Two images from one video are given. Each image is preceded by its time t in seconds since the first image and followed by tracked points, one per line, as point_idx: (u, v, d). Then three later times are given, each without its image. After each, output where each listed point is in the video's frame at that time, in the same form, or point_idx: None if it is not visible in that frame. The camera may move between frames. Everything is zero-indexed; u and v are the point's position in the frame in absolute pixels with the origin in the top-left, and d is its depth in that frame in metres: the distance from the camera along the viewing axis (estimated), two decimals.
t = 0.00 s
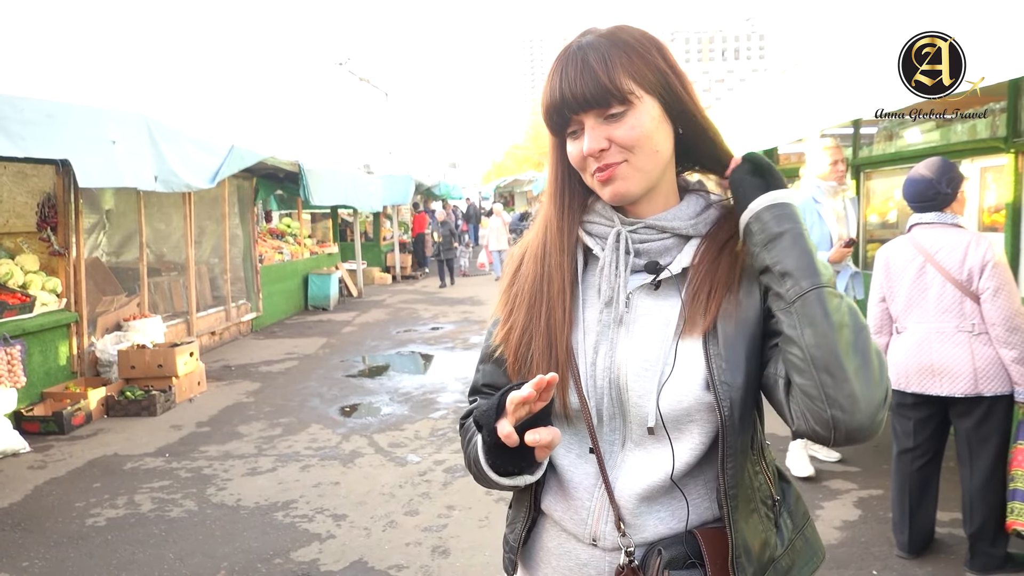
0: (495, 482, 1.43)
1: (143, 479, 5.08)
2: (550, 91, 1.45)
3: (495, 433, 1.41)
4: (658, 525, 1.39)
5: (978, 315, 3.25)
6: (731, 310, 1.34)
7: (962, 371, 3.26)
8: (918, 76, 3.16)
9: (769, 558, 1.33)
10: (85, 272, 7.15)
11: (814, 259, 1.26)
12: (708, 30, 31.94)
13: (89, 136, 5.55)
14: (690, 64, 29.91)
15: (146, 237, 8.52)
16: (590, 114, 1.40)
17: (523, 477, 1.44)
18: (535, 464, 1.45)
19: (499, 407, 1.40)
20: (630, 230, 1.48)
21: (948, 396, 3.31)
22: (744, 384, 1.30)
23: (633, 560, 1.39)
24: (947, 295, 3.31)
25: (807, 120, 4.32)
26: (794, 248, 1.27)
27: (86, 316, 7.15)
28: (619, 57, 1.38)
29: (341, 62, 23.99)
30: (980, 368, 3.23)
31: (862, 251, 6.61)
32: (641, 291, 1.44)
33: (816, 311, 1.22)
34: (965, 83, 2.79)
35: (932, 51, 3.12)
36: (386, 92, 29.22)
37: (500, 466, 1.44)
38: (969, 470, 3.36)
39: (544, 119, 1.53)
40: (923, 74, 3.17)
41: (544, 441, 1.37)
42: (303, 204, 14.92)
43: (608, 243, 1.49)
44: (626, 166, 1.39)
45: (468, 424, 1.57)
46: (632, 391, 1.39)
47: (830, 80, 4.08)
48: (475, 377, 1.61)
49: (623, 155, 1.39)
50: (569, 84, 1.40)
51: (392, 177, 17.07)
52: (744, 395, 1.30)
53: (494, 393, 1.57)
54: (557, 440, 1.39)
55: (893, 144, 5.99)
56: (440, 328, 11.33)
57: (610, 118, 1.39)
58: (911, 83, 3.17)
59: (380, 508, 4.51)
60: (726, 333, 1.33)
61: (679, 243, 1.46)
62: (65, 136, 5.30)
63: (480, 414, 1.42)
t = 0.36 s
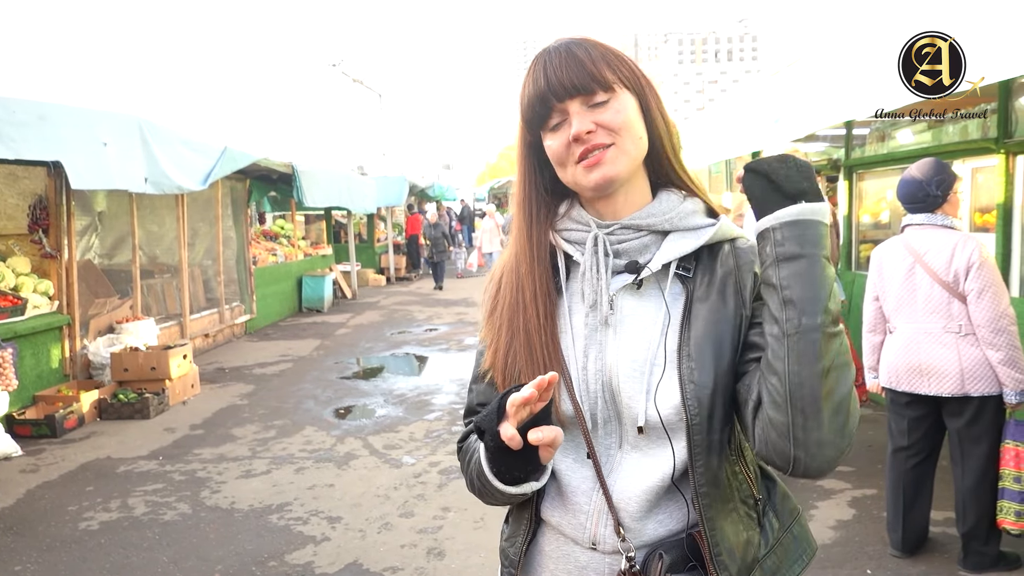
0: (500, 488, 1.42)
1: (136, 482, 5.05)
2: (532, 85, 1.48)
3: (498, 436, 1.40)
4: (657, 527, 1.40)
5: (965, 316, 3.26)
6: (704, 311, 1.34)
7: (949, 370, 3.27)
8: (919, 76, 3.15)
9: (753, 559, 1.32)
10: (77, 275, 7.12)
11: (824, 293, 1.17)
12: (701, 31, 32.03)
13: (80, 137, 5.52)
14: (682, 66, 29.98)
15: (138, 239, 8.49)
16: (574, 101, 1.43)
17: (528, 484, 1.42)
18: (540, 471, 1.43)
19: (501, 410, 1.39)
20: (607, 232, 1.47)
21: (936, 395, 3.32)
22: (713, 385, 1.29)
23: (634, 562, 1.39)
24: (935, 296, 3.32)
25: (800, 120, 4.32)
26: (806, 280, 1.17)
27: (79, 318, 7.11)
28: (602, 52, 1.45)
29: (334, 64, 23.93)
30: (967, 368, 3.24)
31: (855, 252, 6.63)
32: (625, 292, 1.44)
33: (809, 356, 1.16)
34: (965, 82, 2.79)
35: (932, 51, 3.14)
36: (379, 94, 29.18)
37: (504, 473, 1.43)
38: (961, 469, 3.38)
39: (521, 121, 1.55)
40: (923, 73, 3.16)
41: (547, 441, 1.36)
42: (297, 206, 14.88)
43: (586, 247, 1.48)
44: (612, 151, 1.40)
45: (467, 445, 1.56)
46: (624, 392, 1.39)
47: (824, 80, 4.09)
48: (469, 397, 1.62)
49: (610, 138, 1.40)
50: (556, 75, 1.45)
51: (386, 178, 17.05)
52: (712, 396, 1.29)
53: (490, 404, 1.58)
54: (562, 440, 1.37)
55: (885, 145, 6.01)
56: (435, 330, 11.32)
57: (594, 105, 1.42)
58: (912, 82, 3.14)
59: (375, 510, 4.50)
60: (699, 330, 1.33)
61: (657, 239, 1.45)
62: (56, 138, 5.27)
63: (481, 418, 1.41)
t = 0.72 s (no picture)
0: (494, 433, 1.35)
1: (133, 483, 5.04)
2: (503, 96, 1.49)
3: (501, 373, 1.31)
4: (647, 530, 1.38)
5: (960, 316, 3.27)
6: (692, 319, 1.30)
7: (944, 371, 3.28)
8: (919, 76, 3.14)
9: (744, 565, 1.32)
10: (73, 276, 7.10)
11: (757, 438, 1.12)
12: (698, 32, 32.10)
13: (75, 138, 5.51)
14: (681, 66, 29.99)
15: (135, 240, 8.47)
16: (549, 107, 1.44)
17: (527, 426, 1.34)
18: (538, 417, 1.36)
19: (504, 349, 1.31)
20: (594, 237, 1.48)
21: (933, 396, 3.33)
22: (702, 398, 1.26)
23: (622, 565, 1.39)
24: (929, 296, 3.34)
25: (796, 120, 4.33)
26: (748, 440, 1.12)
27: (75, 319, 7.09)
28: (571, 58, 1.47)
29: (331, 64, 23.88)
30: (962, 369, 3.25)
31: (852, 253, 6.64)
32: (616, 295, 1.44)
33: (763, 486, 1.17)
34: (965, 83, 2.78)
35: (932, 52, 3.14)
36: (377, 94, 29.14)
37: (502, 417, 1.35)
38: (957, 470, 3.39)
39: (496, 133, 1.55)
40: (922, 73, 3.16)
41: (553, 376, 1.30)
42: (294, 206, 14.86)
43: (574, 252, 1.49)
44: (591, 151, 1.40)
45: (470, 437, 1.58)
46: (615, 396, 1.38)
47: (822, 81, 4.08)
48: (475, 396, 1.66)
49: (589, 139, 1.40)
50: (527, 85, 1.46)
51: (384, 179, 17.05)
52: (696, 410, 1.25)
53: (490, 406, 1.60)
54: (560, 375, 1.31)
55: (882, 146, 6.02)
56: (433, 330, 11.32)
57: (568, 108, 1.43)
58: (912, 82, 3.13)
59: (372, 511, 4.50)
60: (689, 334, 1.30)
61: (645, 239, 1.45)
62: (52, 138, 5.26)
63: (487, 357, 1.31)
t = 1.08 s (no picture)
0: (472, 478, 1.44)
1: (131, 484, 5.04)
2: (494, 113, 1.48)
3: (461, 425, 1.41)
4: (650, 528, 1.39)
5: (959, 316, 3.27)
6: (690, 322, 1.31)
7: (943, 373, 3.29)
8: (919, 76, 3.14)
9: (745, 561, 1.31)
10: (71, 276, 7.09)
11: (707, 471, 1.19)
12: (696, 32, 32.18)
13: (72, 139, 5.50)
14: (680, 66, 30.00)
15: (133, 240, 8.46)
16: (539, 124, 1.42)
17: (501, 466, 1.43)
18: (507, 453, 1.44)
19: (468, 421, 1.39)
20: (594, 238, 1.47)
21: (932, 396, 3.34)
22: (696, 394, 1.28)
23: (626, 564, 1.39)
24: (929, 296, 3.34)
25: (794, 120, 4.33)
26: (677, 432, 1.16)
27: (73, 320, 7.08)
28: (558, 68, 1.43)
29: (330, 64, 23.86)
30: (962, 370, 3.26)
31: (850, 253, 6.65)
32: (618, 295, 1.44)
33: (701, 478, 1.20)
34: (964, 82, 2.77)
35: (932, 52, 3.15)
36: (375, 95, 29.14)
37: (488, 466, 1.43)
38: (955, 467, 3.39)
39: (491, 144, 1.55)
40: (922, 73, 3.16)
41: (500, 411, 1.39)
42: (292, 206, 14.86)
43: (575, 252, 1.48)
44: (583, 170, 1.40)
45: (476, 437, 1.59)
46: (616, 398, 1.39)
47: (820, 81, 4.08)
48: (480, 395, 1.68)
49: (578, 157, 1.39)
50: (514, 101, 1.44)
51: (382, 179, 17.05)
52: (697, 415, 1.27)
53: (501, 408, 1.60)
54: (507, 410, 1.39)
55: (880, 146, 6.02)
56: (431, 330, 11.32)
57: (557, 125, 1.41)
58: (912, 82, 3.12)
59: (371, 511, 4.50)
60: (685, 332, 1.31)
61: (646, 239, 1.44)
62: (49, 140, 5.26)
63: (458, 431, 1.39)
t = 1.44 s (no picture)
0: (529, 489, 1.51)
1: (131, 484, 5.03)
2: (501, 116, 1.47)
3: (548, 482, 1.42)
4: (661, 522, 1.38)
5: (957, 316, 3.27)
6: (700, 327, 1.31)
7: (943, 372, 3.30)
8: (919, 76, 3.14)
9: (766, 558, 1.28)
10: (71, 276, 7.09)
11: (716, 511, 1.24)
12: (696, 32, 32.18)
13: (70, 139, 5.49)
14: (681, 65, 29.97)
15: (133, 240, 8.46)
16: (540, 130, 1.40)
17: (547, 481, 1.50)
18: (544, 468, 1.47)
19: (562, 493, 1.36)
20: (603, 239, 1.48)
21: (932, 396, 3.34)
22: (711, 401, 1.28)
23: (635, 563, 1.40)
24: (928, 295, 3.34)
25: (793, 120, 4.34)
26: (676, 505, 1.23)
27: (73, 319, 7.08)
28: (561, 71, 1.39)
29: (330, 64, 23.84)
30: (960, 369, 3.26)
31: (850, 252, 6.65)
32: (626, 297, 1.44)
33: (717, 521, 1.25)
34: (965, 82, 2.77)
35: (931, 51, 3.15)
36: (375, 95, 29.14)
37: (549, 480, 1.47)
38: (955, 468, 3.39)
39: (501, 140, 1.54)
40: (922, 73, 3.16)
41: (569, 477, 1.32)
42: (292, 206, 14.85)
43: (584, 253, 1.50)
44: (581, 176, 1.39)
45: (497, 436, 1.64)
46: (624, 398, 1.40)
47: (820, 81, 4.08)
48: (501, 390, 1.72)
49: (577, 165, 1.38)
50: (516, 107, 1.42)
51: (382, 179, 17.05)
52: (704, 427, 1.29)
53: (521, 404, 1.65)
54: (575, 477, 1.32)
55: (880, 146, 6.02)
56: (431, 330, 11.31)
57: (558, 131, 1.38)
58: (912, 82, 3.13)
59: (371, 511, 4.50)
60: (693, 338, 1.31)
61: (655, 241, 1.44)
62: (47, 140, 5.26)
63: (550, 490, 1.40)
